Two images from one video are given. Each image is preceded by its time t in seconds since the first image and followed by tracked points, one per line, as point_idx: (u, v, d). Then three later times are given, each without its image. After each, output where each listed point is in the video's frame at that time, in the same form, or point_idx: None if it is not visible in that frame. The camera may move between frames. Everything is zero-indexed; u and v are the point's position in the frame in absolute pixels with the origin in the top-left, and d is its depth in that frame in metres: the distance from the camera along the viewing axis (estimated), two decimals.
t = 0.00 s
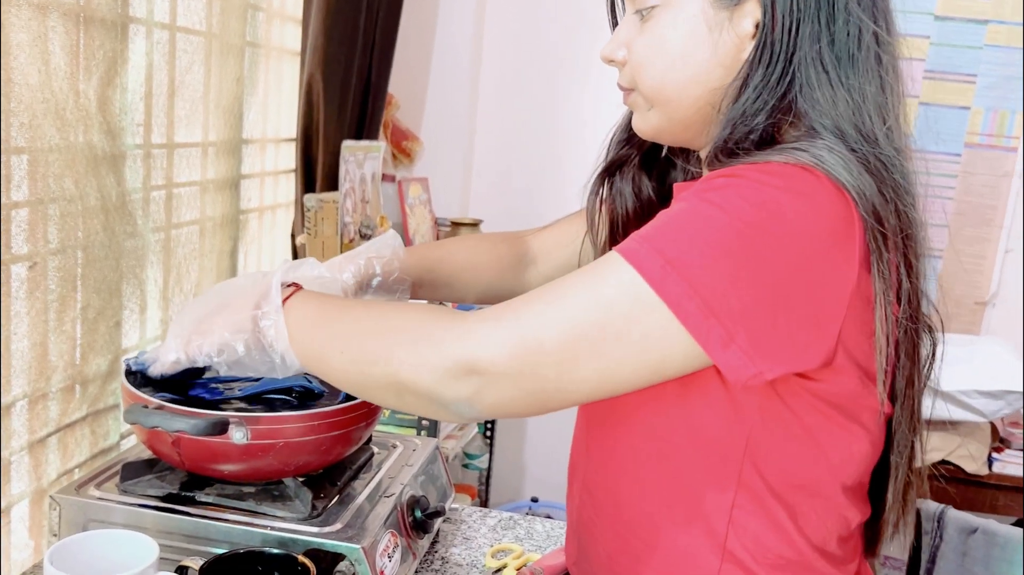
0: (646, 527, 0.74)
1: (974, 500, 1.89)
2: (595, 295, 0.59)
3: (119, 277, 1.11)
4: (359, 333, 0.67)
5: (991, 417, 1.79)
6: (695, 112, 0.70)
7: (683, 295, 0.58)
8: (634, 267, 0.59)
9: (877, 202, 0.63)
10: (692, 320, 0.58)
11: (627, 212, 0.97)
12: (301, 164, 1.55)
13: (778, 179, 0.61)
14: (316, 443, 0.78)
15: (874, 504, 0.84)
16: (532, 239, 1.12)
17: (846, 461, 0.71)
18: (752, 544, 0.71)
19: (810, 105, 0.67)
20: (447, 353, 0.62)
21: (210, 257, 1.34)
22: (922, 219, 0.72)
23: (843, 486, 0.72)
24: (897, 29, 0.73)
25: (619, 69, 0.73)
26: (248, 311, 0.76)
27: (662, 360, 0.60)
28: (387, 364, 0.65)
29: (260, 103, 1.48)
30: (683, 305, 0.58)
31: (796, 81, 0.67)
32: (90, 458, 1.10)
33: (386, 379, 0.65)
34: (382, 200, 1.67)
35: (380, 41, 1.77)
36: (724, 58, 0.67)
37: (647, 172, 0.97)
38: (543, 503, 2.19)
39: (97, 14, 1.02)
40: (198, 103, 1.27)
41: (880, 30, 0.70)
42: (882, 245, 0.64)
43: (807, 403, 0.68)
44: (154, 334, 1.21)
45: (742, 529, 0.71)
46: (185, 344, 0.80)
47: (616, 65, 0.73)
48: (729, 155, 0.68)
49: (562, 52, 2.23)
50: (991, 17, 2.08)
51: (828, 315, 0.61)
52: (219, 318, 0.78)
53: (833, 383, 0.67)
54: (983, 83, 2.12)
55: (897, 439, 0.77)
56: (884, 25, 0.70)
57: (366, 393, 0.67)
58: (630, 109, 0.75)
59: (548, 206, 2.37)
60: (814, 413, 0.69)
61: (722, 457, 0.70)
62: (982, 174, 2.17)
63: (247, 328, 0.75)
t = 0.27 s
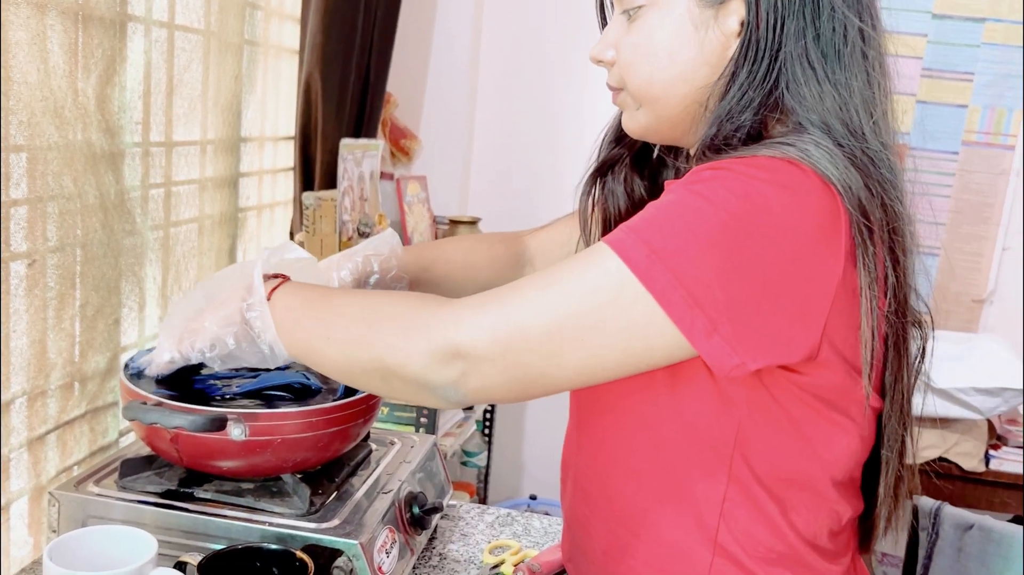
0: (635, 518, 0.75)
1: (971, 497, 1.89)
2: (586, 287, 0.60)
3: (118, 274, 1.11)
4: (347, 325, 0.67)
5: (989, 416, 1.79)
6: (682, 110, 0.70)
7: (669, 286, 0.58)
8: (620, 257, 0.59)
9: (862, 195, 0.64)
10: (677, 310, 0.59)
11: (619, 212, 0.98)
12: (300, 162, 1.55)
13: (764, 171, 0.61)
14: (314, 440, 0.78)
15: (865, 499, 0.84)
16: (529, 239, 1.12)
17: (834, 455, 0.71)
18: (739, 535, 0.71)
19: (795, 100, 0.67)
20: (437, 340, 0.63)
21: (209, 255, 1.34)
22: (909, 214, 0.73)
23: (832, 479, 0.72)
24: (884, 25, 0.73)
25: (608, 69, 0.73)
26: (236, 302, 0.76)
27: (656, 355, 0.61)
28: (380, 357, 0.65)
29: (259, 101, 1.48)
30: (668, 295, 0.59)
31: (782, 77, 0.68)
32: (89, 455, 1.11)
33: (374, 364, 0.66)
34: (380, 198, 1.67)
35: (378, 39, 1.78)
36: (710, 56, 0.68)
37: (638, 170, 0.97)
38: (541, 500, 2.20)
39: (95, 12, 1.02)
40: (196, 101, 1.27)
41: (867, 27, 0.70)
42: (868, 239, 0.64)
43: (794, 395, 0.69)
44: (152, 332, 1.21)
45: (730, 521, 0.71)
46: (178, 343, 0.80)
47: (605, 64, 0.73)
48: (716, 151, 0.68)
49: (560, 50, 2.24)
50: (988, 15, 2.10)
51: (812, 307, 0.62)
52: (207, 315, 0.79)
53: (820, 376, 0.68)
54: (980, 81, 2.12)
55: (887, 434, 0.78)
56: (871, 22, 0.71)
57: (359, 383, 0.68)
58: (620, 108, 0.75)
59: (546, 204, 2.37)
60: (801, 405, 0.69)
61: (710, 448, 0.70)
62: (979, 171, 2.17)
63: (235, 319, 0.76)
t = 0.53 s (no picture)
0: (626, 511, 0.75)
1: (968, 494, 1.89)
2: (580, 282, 0.60)
3: (117, 272, 1.12)
4: (337, 318, 0.67)
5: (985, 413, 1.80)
6: (672, 108, 0.70)
7: (655, 278, 0.59)
8: (608, 250, 0.60)
9: (849, 190, 0.64)
10: (663, 302, 0.59)
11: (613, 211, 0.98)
12: (298, 161, 1.56)
13: (751, 165, 0.62)
14: (311, 437, 0.78)
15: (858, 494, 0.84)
16: (528, 239, 1.12)
17: (824, 449, 0.71)
18: (729, 529, 0.72)
19: (782, 96, 0.68)
20: (423, 324, 0.63)
21: (207, 254, 1.34)
22: (897, 209, 0.73)
23: (822, 473, 0.73)
24: (872, 22, 0.73)
25: (600, 67, 0.73)
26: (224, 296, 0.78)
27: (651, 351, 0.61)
28: (372, 350, 0.65)
29: (257, 100, 1.48)
30: (655, 287, 0.59)
31: (770, 73, 0.68)
32: (88, 453, 1.11)
33: (364, 356, 0.66)
34: (378, 196, 1.68)
35: (377, 38, 1.78)
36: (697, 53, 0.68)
37: (633, 169, 0.97)
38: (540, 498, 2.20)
39: (94, 11, 1.02)
40: (195, 100, 1.27)
41: (854, 24, 0.71)
42: (856, 233, 0.64)
43: (782, 389, 0.69)
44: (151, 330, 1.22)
45: (719, 513, 0.71)
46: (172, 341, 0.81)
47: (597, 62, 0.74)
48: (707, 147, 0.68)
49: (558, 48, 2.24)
50: (986, 13, 2.07)
51: (798, 300, 0.62)
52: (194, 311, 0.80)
53: (808, 369, 0.68)
54: (978, 79, 2.14)
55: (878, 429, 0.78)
56: (859, 19, 0.71)
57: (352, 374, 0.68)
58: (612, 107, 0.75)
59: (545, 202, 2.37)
60: (790, 399, 0.69)
61: (699, 442, 0.71)
62: (977, 169, 2.17)
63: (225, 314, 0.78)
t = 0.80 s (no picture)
0: (621, 508, 0.75)
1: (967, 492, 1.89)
2: (575, 280, 0.60)
3: (114, 272, 1.11)
4: (329, 311, 0.67)
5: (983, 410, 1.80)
6: (670, 105, 0.70)
7: (651, 272, 0.59)
8: (604, 244, 0.60)
9: (844, 187, 0.64)
10: (659, 297, 0.59)
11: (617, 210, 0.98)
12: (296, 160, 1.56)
13: (747, 162, 0.62)
14: (308, 436, 0.78)
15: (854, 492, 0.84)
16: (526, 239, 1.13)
17: (819, 447, 0.71)
18: (723, 526, 0.72)
19: (779, 92, 0.68)
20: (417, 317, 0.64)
21: (206, 253, 1.35)
22: (894, 207, 0.73)
23: (818, 471, 0.73)
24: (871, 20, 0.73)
25: (599, 65, 0.73)
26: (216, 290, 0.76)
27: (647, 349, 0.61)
28: (365, 342, 0.65)
29: (255, 99, 1.48)
30: (650, 282, 0.59)
31: (768, 71, 0.68)
32: (86, 453, 1.11)
33: (358, 348, 0.66)
34: (376, 195, 1.68)
35: (375, 37, 1.78)
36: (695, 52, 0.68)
37: (632, 167, 0.97)
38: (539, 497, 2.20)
39: (90, 10, 1.02)
40: (192, 99, 1.27)
41: (852, 23, 0.71)
42: (851, 230, 0.64)
43: (778, 386, 0.69)
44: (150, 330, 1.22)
45: (714, 510, 0.72)
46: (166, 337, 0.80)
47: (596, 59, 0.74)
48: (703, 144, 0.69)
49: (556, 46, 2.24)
50: (983, 11, 2.05)
51: (792, 297, 0.62)
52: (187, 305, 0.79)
53: (804, 367, 0.68)
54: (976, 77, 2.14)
55: (875, 427, 0.78)
56: (857, 18, 0.71)
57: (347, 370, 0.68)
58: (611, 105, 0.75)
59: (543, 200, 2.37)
60: (786, 397, 0.70)
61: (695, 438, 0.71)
62: (974, 167, 2.18)
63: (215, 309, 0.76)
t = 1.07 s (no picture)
0: (623, 506, 0.75)
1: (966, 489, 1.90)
2: (573, 280, 0.60)
3: (113, 272, 1.12)
4: (333, 305, 0.67)
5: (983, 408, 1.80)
6: (669, 103, 0.70)
7: (655, 269, 0.59)
8: (608, 242, 0.60)
9: (845, 182, 0.64)
10: (663, 294, 0.59)
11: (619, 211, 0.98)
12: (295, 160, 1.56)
13: (748, 158, 0.62)
14: (308, 436, 0.79)
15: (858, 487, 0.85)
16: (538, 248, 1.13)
17: (821, 443, 0.72)
18: (726, 523, 0.72)
19: (779, 85, 0.68)
20: (426, 322, 0.63)
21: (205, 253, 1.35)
22: (893, 201, 0.73)
23: (820, 468, 0.73)
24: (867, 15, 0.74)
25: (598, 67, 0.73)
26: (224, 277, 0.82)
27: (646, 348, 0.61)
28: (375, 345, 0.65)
29: (254, 99, 1.49)
30: (653, 279, 0.59)
31: (766, 66, 0.68)
32: (86, 453, 1.11)
33: (365, 347, 0.66)
34: (375, 194, 1.68)
35: (374, 37, 1.78)
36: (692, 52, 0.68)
37: (633, 168, 0.97)
38: (539, 496, 2.20)
39: (89, 11, 1.02)
40: (191, 99, 1.27)
41: (849, 17, 0.71)
42: (853, 224, 0.64)
43: (779, 382, 0.69)
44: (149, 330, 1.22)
45: (717, 508, 0.72)
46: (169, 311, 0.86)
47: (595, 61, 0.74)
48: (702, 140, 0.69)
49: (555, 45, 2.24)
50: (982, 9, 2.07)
51: (794, 293, 0.63)
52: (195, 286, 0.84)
53: (806, 363, 0.68)
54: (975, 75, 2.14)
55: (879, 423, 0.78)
56: (853, 12, 0.71)
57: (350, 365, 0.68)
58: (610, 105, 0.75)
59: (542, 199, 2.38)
60: (787, 393, 0.70)
61: (696, 435, 0.71)
62: (973, 166, 2.18)
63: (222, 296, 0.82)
